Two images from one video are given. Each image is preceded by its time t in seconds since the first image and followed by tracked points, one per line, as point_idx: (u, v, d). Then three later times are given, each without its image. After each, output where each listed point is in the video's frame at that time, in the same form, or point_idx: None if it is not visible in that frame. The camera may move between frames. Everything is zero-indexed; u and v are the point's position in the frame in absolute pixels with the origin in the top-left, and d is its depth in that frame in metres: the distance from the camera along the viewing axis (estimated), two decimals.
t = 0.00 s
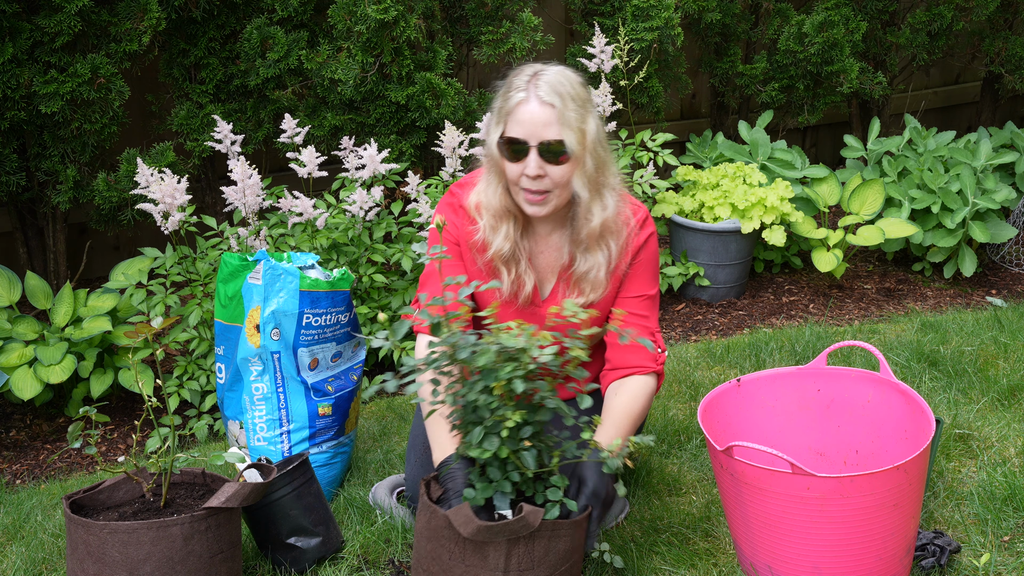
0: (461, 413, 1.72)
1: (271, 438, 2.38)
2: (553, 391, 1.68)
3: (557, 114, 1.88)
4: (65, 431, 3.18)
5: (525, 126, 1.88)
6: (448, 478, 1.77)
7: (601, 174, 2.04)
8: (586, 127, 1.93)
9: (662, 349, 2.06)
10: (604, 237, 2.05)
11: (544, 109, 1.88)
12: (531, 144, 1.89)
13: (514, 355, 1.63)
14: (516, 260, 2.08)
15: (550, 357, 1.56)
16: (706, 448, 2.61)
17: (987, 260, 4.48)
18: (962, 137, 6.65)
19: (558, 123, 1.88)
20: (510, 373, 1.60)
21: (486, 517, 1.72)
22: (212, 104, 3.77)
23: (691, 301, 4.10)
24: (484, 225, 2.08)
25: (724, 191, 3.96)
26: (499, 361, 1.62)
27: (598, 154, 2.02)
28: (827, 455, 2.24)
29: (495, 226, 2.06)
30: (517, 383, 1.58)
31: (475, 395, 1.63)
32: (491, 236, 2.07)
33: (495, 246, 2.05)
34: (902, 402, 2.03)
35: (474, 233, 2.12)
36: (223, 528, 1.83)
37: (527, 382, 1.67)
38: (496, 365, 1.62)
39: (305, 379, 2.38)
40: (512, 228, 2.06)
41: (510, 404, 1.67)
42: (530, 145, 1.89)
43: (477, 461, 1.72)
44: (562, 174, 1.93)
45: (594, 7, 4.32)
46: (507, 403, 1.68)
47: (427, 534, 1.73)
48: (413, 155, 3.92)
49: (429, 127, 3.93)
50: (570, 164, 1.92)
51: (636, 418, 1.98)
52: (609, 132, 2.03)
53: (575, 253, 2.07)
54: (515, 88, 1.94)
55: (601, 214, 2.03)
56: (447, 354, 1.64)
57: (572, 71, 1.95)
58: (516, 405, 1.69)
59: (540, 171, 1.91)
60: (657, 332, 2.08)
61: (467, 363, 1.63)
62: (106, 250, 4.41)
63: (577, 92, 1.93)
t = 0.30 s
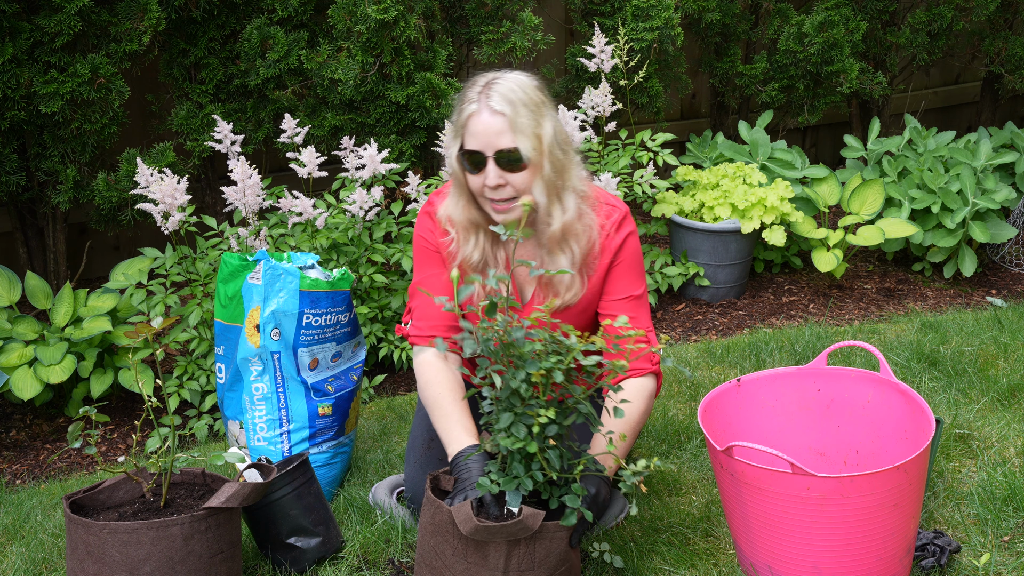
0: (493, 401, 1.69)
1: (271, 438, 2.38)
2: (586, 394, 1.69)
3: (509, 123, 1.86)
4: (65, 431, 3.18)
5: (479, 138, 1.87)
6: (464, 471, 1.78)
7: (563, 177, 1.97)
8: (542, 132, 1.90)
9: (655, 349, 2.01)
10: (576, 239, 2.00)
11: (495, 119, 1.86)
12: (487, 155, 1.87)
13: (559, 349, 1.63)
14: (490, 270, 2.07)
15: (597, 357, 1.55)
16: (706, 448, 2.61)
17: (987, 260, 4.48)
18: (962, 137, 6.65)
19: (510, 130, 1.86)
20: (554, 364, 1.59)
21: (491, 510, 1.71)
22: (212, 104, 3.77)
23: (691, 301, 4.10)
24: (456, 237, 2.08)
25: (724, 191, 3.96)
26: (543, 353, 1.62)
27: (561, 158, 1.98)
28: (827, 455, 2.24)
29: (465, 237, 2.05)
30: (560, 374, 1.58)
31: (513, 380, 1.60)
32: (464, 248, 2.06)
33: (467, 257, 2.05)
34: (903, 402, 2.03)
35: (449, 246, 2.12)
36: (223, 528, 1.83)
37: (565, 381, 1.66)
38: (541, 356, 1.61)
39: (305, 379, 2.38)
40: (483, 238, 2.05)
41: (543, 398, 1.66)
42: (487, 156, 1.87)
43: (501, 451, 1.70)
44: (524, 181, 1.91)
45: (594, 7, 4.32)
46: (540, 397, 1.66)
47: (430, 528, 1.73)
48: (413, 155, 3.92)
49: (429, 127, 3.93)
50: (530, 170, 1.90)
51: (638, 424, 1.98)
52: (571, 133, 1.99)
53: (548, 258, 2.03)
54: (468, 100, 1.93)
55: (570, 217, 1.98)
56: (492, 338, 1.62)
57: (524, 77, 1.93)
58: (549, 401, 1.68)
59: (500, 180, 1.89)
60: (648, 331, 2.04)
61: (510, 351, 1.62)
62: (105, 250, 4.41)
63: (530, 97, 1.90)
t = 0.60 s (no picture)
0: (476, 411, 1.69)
1: (271, 438, 2.38)
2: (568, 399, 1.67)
3: (493, 122, 1.88)
4: (65, 431, 3.18)
5: (464, 138, 1.89)
6: (457, 478, 1.77)
7: (544, 175, 2.01)
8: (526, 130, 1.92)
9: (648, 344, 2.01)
10: (563, 236, 2.02)
11: (480, 118, 1.88)
12: (474, 154, 1.90)
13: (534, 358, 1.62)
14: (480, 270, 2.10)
15: (574, 359, 1.56)
16: (706, 448, 2.61)
17: (987, 260, 4.48)
18: (962, 137, 6.65)
19: (496, 129, 1.88)
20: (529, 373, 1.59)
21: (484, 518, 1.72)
22: (212, 103, 3.77)
23: (691, 301, 4.10)
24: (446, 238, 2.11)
25: (724, 191, 3.96)
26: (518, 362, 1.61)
27: (545, 155, 2.00)
28: (827, 455, 2.24)
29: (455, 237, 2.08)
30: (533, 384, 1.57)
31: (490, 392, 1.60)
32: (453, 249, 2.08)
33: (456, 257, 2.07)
34: (902, 402, 2.03)
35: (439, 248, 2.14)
36: (223, 527, 1.83)
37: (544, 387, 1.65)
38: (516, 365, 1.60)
39: (305, 379, 2.38)
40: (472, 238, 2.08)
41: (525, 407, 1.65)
42: (473, 155, 1.90)
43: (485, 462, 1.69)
44: (509, 179, 1.93)
45: (594, 7, 4.32)
46: (521, 406, 1.65)
47: (424, 534, 1.73)
48: (413, 155, 3.92)
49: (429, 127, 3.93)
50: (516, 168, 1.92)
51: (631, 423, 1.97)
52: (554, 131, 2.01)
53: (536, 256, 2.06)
54: (452, 102, 1.95)
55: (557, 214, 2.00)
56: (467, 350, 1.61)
57: (506, 76, 1.96)
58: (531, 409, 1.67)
59: (487, 179, 1.91)
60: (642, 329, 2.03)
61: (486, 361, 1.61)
62: (105, 250, 4.41)
63: (513, 96, 1.93)
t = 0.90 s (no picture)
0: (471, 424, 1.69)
1: (271, 438, 2.38)
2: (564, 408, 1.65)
3: (511, 100, 1.88)
4: (65, 431, 3.18)
5: (482, 115, 1.88)
6: (453, 481, 1.76)
7: (558, 157, 2.00)
8: (542, 111, 1.93)
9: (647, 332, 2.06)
10: (571, 219, 2.02)
11: (498, 96, 1.88)
12: (491, 132, 1.89)
13: (530, 372, 1.59)
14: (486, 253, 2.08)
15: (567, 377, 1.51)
16: (706, 448, 2.61)
17: (987, 260, 4.47)
18: (962, 137, 6.65)
19: (514, 107, 1.88)
20: (522, 390, 1.57)
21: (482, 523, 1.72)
22: (212, 104, 3.77)
23: (691, 301, 4.10)
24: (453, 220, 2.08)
25: (724, 191, 3.96)
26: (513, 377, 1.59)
27: (558, 138, 2.00)
28: (827, 455, 2.24)
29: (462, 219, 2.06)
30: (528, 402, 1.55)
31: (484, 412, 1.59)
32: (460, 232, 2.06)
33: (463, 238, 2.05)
34: (902, 402, 2.03)
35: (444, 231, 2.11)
36: (223, 527, 1.83)
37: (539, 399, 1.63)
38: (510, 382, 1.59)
39: (305, 379, 2.38)
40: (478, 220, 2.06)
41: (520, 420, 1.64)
42: (490, 133, 1.89)
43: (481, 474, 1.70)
44: (524, 159, 1.92)
45: (594, 7, 4.32)
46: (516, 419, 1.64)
47: (423, 536, 1.73)
48: (413, 155, 3.92)
49: (429, 127, 3.93)
50: (531, 148, 1.92)
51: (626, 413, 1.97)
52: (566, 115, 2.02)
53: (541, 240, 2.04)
54: (468, 81, 1.94)
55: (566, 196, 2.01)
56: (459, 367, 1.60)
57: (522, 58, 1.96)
58: (527, 421, 1.67)
59: (502, 157, 1.90)
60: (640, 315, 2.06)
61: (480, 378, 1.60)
62: (105, 250, 4.41)
63: (529, 77, 1.93)
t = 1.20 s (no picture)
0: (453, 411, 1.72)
1: (271, 438, 2.38)
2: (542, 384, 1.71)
3: (540, 102, 1.88)
4: (65, 431, 3.18)
5: (509, 115, 1.89)
6: (446, 474, 1.82)
7: (580, 158, 2.01)
8: (567, 113, 1.94)
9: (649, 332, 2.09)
10: (585, 220, 2.04)
11: (527, 97, 1.89)
12: (517, 132, 1.89)
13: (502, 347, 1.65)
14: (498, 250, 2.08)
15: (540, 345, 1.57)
16: (706, 448, 2.61)
17: (987, 260, 4.47)
18: (962, 137, 6.65)
19: (542, 109, 1.89)
20: (499, 364, 1.61)
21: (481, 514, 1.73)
22: (212, 104, 3.77)
23: (691, 301, 4.10)
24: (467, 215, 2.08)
25: (724, 191, 3.96)
26: (487, 354, 1.65)
27: (579, 139, 2.01)
28: (827, 455, 2.24)
29: (476, 215, 2.06)
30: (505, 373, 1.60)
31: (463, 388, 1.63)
32: (474, 227, 2.06)
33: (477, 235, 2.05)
34: (902, 402, 2.03)
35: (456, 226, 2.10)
36: (223, 527, 1.83)
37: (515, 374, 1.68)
38: (484, 358, 1.64)
39: (305, 380, 2.38)
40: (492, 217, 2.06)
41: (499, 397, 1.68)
42: (516, 133, 1.89)
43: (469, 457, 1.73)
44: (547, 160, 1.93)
45: (594, 7, 4.32)
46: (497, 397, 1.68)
47: (423, 531, 1.73)
48: (413, 155, 3.92)
49: (429, 127, 3.93)
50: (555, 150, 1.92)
51: (618, 402, 1.98)
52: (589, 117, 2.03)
53: (557, 238, 2.05)
54: (496, 78, 1.94)
55: (584, 197, 2.02)
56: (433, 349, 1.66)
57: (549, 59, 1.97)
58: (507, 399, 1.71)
59: (527, 158, 1.90)
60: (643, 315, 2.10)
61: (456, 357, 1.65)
62: (105, 250, 4.41)
63: (557, 78, 1.94)
